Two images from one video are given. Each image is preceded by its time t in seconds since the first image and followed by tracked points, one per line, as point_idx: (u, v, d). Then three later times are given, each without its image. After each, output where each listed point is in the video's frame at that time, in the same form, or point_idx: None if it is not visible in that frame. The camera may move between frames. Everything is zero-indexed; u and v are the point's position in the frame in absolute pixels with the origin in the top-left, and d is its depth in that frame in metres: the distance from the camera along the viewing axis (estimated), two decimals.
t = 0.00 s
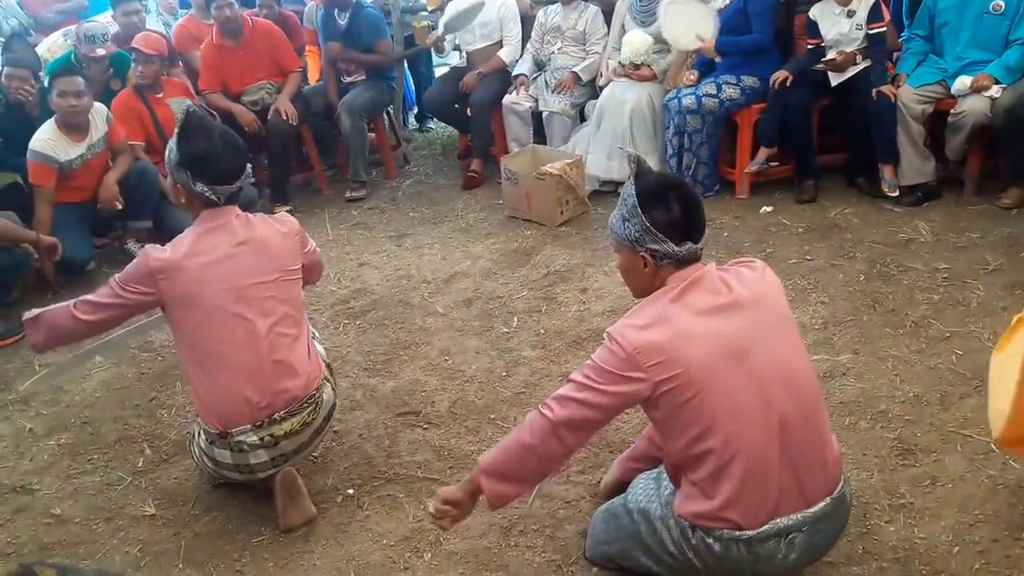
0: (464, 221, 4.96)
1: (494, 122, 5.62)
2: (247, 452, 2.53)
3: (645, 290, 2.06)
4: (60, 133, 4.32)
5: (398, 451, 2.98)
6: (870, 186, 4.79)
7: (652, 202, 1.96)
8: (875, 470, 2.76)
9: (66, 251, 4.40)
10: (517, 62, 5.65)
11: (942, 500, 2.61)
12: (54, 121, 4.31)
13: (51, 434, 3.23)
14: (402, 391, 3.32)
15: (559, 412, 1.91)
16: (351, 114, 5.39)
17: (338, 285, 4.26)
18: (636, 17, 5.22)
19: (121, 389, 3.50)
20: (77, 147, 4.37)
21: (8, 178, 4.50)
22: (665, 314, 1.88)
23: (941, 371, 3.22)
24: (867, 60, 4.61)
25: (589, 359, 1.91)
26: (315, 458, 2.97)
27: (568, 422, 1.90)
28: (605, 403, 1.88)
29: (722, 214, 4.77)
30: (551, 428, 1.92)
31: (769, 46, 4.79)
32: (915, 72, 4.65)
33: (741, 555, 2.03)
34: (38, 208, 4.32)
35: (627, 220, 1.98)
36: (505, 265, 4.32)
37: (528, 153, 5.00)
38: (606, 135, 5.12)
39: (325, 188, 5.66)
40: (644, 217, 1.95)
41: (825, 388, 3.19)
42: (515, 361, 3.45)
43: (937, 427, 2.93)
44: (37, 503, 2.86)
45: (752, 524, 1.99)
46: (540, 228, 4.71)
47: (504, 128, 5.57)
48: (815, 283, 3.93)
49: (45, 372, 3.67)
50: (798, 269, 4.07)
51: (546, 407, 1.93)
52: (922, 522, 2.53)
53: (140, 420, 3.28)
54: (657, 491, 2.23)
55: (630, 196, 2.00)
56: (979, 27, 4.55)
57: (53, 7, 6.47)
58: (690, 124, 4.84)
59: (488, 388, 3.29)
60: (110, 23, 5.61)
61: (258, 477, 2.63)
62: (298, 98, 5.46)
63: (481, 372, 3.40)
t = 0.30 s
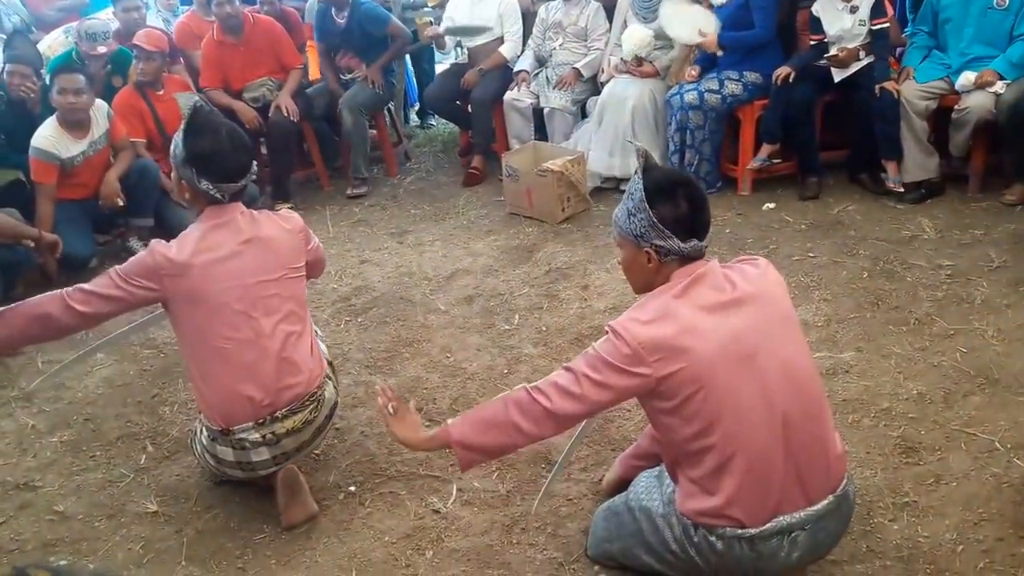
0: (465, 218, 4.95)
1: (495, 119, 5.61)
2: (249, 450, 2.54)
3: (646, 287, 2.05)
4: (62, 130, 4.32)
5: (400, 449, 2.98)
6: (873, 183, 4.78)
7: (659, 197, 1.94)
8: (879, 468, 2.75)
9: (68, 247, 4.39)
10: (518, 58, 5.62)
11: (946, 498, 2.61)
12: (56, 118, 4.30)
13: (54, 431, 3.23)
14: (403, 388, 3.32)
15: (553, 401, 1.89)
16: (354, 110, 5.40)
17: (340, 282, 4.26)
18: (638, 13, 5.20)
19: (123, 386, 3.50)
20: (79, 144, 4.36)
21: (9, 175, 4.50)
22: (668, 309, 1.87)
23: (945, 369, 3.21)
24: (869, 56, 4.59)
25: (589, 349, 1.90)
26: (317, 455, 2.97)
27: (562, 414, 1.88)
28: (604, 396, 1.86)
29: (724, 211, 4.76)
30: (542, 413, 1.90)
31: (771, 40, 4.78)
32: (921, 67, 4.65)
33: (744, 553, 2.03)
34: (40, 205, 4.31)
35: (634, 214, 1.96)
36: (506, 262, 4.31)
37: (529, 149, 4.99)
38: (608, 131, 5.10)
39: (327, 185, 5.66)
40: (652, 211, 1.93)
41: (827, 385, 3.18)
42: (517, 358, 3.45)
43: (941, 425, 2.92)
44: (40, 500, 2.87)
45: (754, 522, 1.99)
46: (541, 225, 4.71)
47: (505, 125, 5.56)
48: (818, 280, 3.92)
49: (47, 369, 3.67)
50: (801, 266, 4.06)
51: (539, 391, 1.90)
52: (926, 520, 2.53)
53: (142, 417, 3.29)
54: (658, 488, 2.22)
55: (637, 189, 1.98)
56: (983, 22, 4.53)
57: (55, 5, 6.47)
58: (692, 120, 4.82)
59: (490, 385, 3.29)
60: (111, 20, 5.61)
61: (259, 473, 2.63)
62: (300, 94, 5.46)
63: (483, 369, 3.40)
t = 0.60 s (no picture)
0: (467, 216, 4.95)
1: (496, 117, 5.60)
2: (251, 450, 2.53)
3: (649, 282, 2.06)
4: (64, 128, 4.32)
5: (402, 447, 2.98)
6: (875, 180, 4.78)
7: (664, 193, 1.94)
8: (882, 466, 2.75)
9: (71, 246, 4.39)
10: (520, 56, 5.62)
11: (950, 497, 2.60)
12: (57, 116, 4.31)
13: (56, 430, 3.23)
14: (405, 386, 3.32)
15: (553, 379, 1.92)
16: (358, 107, 5.41)
17: (341, 281, 4.26)
18: (639, 10, 5.20)
19: (125, 384, 3.51)
20: (81, 142, 4.37)
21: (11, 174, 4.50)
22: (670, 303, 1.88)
23: (947, 367, 3.20)
24: (872, 53, 4.57)
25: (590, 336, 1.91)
26: (319, 454, 2.97)
27: (561, 390, 1.92)
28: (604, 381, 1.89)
29: (726, 209, 4.75)
30: (540, 386, 1.93)
31: (774, 36, 4.77)
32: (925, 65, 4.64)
33: (746, 552, 2.02)
34: (42, 203, 4.32)
35: (641, 209, 1.96)
36: (507, 260, 4.31)
37: (529, 147, 4.98)
38: (609, 128, 5.09)
39: (329, 183, 5.65)
40: (658, 206, 1.93)
41: (830, 383, 3.18)
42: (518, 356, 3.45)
43: (944, 423, 2.92)
44: (43, 498, 2.87)
45: (755, 520, 1.99)
46: (542, 223, 4.70)
47: (507, 123, 5.56)
48: (820, 278, 3.92)
49: (49, 367, 3.67)
50: (803, 264, 4.06)
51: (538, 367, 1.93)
52: (929, 519, 2.53)
53: (145, 415, 3.29)
54: (659, 487, 2.22)
55: (646, 183, 1.98)
56: (986, 18, 4.53)
57: (56, 4, 6.46)
58: (694, 117, 4.82)
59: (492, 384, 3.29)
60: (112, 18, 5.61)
61: (261, 473, 2.63)
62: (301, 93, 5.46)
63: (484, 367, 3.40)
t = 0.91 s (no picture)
0: (468, 215, 4.95)
1: (498, 115, 5.59)
2: (253, 450, 2.53)
3: (644, 282, 2.06)
4: (66, 129, 4.32)
5: (404, 447, 2.98)
6: (877, 178, 4.77)
7: (660, 194, 1.93)
8: (885, 466, 2.74)
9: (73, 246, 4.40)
10: (521, 54, 5.61)
11: (953, 496, 2.60)
12: (59, 117, 4.31)
13: (59, 430, 3.24)
14: (406, 386, 3.32)
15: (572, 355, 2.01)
16: (359, 107, 5.40)
17: (343, 281, 4.25)
18: (640, 8, 5.18)
19: (127, 384, 3.51)
20: (83, 143, 4.37)
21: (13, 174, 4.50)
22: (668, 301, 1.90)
23: (950, 366, 3.20)
24: (873, 50, 4.57)
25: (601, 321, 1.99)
26: (321, 453, 2.98)
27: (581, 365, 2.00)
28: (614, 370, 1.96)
29: (729, 207, 4.74)
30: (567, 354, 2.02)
31: (775, 35, 4.76)
32: (928, 60, 4.63)
33: (749, 551, 2.02)
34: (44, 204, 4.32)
35: (637, 213, 1.96)
36: (509, 259, 4.31)
37: (530, 146, 4.98)
38: (610, 127, 5.09)
39: (330, 182, 5.65)
40: (658, 210, 1.92)
41: (833, 382, 3.17)
42: (519, 356, 3.45)
43: (948, 422, 2.91)
44: (47, 498, 2.87)
45: (758, 519, 1.99)
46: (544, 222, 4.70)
47: (508, 122, 5.54)
48: (823, 276, 3.91)
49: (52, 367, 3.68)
50: (806, 263, 4.05)
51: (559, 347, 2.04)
52: (932, 519, 2.52)
53: (147, 415, 3.30)
54: (660, 484, 2.22)
55: (642, 184, 1.96)
56: (991, 14, 4.52)
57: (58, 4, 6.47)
58: (696, 116, 4.81)
59: (493, 383, 3.29)
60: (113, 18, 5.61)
61: (262, 473, 2.62)
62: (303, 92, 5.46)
63: (486, 367, 3.40)
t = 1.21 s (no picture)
0: (469, 214, 4.94)
1: (500, 114, 5.58)
2: (257, 450, 2.53)
3: (667, 267, 2.07)
4: (67, 128, 4.33)
5: (406, 446, 2.98)
6: (880, 176, 4.76)
7: (691, 186, 1.93)
8: (888, 464, 2.74)
9: (75, 245, 4.39)
10: (523, 53, 5.61)
11: (957, 495, 2.59)
12: (60, 117, 4.31)
13: (61, 430, 3.23)
14: (409, 385, 3.31)
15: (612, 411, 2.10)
16: (362, 106, 5.40)
17: (346, 280, 4.25)
18: (641, 6, 5.19)
19: (129, 384, 3.51)
20: (84, 143, 4.37)
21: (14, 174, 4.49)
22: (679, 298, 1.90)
23: (954, 364, 3.19)
24: (875, 47, 4.56)
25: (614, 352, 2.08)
26: (324, 453, 2.97)
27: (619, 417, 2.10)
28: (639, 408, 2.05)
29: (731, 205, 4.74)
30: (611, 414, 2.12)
31: (775, 33, 4.75)
32: (930, 58, 4.62)
33: (753, 552, 2.02)
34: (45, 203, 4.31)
35: (665, 197, 1.99)
36: (511, 258, 4.30)
37: (532, 145, 4.98)
38: (612, 126, 5.08)
39: (332, 182, 5.64)
40: (679, 199, 1.94)
41: (836, 380, 3.17)
42: (522, 355, 3.44)
43: (951, 420, 2.90)
44: (49, 498, 2.87)
45: (762, 520, 1.99)
46: (546, 221, 4.69)
47: (510, 120, 5.54)
48: (826, 275, 3.90)
49: (54, 367, 3.68)
50: (808, 261, 4.04)
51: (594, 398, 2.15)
52: (935, 517, 2.52)
53: (149, 415, 3.29)
54: (665, 487, 2.22)
55: (676, 171, 1.98)
56: (991, 12, 4.52)
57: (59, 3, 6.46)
58: (698, 114, 4.80)
59: (496, 382, 3.28)
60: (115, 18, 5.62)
61: (266, 472, 2.62)
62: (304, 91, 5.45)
63: (488, 366, 3.39)
